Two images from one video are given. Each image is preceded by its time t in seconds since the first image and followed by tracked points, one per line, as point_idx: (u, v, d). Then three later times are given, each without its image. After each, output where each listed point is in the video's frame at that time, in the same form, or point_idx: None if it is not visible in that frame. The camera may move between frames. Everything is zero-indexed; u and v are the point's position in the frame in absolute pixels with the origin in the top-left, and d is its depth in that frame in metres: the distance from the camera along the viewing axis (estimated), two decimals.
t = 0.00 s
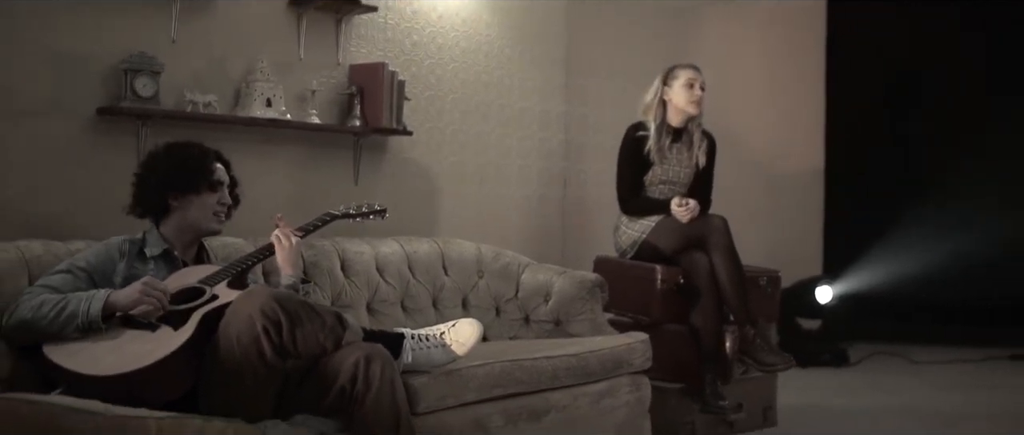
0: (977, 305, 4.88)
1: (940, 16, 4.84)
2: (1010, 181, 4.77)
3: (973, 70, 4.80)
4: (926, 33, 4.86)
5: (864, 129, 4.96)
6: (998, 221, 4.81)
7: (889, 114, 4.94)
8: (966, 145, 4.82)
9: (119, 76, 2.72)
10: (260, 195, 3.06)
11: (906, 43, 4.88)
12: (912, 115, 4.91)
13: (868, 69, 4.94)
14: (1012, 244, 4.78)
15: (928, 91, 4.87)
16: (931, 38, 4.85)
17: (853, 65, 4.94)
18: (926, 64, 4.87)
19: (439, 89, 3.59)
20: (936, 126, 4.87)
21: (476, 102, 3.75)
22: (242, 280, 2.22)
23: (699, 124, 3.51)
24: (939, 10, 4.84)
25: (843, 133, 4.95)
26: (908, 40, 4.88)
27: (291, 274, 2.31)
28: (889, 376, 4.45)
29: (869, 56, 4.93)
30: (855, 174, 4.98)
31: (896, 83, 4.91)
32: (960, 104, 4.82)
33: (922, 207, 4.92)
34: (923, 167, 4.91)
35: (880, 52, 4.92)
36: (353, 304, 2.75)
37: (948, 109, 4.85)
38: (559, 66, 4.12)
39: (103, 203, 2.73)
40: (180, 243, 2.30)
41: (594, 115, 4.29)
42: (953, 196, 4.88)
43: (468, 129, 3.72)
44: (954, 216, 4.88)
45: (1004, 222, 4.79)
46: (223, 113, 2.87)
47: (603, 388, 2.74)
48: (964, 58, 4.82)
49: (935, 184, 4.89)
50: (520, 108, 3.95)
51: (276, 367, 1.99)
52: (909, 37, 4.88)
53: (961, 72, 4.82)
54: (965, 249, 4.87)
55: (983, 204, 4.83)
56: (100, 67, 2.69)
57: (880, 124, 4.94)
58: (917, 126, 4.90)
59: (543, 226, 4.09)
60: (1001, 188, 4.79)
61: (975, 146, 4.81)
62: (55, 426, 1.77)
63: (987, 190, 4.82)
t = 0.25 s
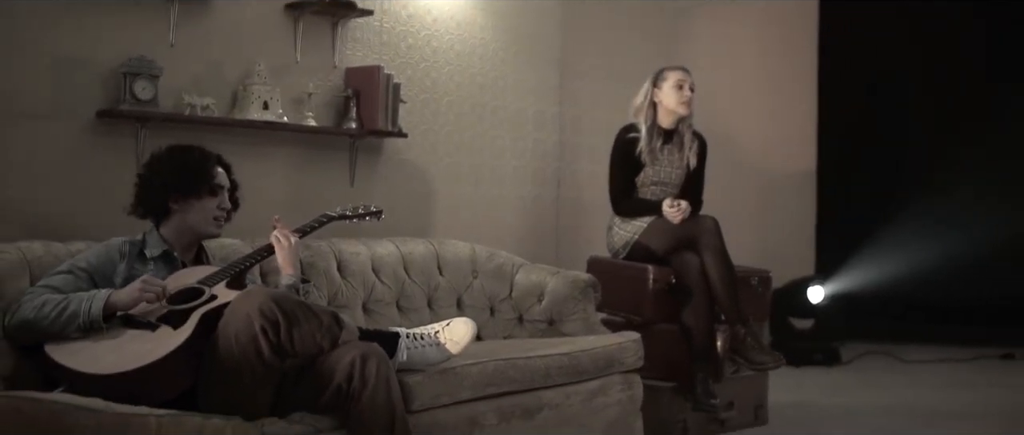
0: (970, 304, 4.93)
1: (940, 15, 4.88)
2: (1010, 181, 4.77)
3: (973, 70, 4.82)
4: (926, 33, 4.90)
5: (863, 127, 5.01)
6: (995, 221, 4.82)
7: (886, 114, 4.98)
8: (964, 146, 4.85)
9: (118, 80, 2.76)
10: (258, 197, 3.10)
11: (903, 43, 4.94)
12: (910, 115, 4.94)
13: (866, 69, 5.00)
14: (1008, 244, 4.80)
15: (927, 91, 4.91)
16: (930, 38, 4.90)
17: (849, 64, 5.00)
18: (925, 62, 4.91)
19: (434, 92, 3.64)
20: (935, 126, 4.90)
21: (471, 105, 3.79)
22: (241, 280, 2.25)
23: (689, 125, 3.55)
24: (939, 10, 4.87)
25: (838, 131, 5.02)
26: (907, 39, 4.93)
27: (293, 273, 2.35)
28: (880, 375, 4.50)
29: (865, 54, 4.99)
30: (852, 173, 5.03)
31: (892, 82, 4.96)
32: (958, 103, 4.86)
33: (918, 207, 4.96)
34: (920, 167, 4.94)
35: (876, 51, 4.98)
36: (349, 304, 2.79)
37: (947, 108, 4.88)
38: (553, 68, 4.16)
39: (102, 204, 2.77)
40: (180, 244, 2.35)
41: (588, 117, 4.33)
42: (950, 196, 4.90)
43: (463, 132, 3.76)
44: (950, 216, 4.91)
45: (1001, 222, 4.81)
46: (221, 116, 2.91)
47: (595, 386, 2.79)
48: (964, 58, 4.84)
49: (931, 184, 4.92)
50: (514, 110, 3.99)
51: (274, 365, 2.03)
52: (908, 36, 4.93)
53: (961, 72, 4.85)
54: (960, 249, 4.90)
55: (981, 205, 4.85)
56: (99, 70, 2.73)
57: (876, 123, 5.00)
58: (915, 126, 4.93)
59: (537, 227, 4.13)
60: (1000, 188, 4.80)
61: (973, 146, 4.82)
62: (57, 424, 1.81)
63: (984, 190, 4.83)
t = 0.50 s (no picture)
0: (963, 304, 5.01)
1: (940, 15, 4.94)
2: (1009, 181, 4.86)
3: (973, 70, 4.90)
4: (926, 33, 4.95)
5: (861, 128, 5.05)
6: (993, 221, 4.91)
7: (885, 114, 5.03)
8: (964, 146, 4.92)
9: (116, 82, 2.80)
10: (253, 198, 3.14)
11: (900, 43, 4.99)
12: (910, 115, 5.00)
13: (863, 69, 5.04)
14: (1005, 244, 4.89)
15: (927, 91, 4.97)
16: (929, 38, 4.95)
17: (845, 64, 5.04)
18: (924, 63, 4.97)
19: (428, 94, 3.68)
20: (933, 125, 4.97)
21: (464, 106, 3.84)
22: (236, 281, 2.30)
23: (678, 126, 3.60)
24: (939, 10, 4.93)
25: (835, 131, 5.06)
26: (906, 39, 4.98)
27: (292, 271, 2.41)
28: (870, 373, 4.56)
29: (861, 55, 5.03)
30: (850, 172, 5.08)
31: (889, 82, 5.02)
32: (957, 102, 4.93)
33: (914, 206, 5.02)
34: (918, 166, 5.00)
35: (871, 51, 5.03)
36: (343, 303, 2.84)
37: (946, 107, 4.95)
38: (544, 70, 4.21)
39: (99, 205, 2.81)
40: (178, 245, 2.39)
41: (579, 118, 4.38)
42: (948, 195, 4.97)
43: (456, 133, 3.81)
44: (947, 216, 4.98)
45: (999, 222, 4.90)
46: (217, 118, 2.95)
47: (585, 384, 2.83)
48: (964, 58, 4.91)
49: (928, 183, 4.99)
50: (507, 112, 4.04)
51: (269, 362, 2.07)
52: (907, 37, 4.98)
53: (961, 71, 4.92)
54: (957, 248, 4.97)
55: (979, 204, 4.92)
56: (97, 73, 2.77)
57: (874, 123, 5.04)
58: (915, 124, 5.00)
59: (529, 227, 4.18)
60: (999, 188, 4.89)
61: (973, 146, 4.90)
62: (56, 421, 1.86)
63: (984, 190, 4.91)
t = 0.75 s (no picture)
0: (960, 302, 5.10)
1: (940, 15, 5.00)
2: (1009, 181, 4.95)
3: (973, 70, 4.98)
4: (927, 33, 5.01)
5: (861, 124, 5.13)
6: (992, 221, 5.01)
7: (884, 113, 5.10)
8: (964, 147, 5.01)
9: (110, 83, 2.83)
10: (246, 198, 3.17)
11: (898, 43, 5.05)
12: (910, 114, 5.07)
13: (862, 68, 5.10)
14: (1003, 243, 4.99)
15: (927, 91, 5.04)
16: (930, 38, 5.01)
17: (844, 64, 5.11)
18: (923, 63, 5.03)
19: (419, 95, 3.72)
20: (933, 124, 5.05)
21: (454, 107, 3.87)
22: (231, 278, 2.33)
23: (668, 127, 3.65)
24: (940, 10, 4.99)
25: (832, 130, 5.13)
26: (905, 39, 5.04)
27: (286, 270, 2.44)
28: (857, 372, 4.61)
29: (857, 54, 5.10)
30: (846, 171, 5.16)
31: (887, 82, 5.08)
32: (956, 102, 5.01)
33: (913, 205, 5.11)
34: (917, 166, 5.08)
35: (868, 51, 5.09)
36: (335, 302, 2.87)
37: (946, 106, 5.03)
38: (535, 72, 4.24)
39: (94, 205, 2.84)
40: (173, 244, 2.41)
41: (569, 119, 4.41)
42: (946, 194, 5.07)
43: (447, 134, 3.84)
44: (945, 214, 5.08)
45: (998, 221, 4.99)
46: (211, 119, 2.98)
47: (574, 382, 2.87)
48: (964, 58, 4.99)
49: (928, 182, 5.08)
50: (497, 112, 4.08)
51: (262, 360, 2.11)
52: (907, 37, 5.04)
53: (961, 71, 5.00)
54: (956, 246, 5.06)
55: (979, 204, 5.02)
56: (91, 74, 2.79)
57: (875, 122, 5.11)
58: (914, 124, 5.07)
59: (520, 226, 4.22)
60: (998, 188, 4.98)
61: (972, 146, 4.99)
62: (54, 416, 1.89)
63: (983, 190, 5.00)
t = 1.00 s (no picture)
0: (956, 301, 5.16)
1: (940, 15, 5.08)
2: (1009, 180, 5.03)
3: (973, 70, 5.06)
4: (927, 33, 5.09)
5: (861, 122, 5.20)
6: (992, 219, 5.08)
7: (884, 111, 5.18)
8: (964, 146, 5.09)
9: (102, 84, 2.86)
10: (236, 198, 3.20)
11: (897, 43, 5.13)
12: (910, 114, 5.15)
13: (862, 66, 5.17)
14: (1002, 243, 5.06)
15: (927, 91, 5.12)
16: (930, 38, 5.09)
17: (844, 64, 5.17)
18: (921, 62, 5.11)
19: (408, 95, 3.75)
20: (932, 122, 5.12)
21: (443, 108, 3.90)
22: (222, 278, 2.35)
23: (656, 127, 3.68)
24: (940, 10, 5.07)
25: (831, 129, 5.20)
26: (904, 38, 5.12)
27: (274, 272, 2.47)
28: (843, 369, 4.66)
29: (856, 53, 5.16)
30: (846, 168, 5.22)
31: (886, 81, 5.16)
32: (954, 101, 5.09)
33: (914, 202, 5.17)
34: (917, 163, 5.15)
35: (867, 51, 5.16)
36: (325, 301, 2.91)
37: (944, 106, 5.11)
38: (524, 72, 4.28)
39: (86, 205, 2.86)
40: (162, 244, 2.44)
41: (557, 119, 4.45)
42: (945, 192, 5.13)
43: (436, 135, 3.88)
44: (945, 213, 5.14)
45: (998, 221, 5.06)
46: (202, 120, 3.01)
47: (561, 380, 2.91)
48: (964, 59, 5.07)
49: (927, 180, 5.15)
50: (486, 113, 4.12)
51: (252, 358, 2.14)
52: (906, 36, 5.12)
53: (961, 72, 5.08)
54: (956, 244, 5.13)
55: (978, 203, 5.09)
56: (83, 75, 2.82)
57: (876, 120, 5.18)
58: (913, 122, 5.15)
59: (509, 225, 4.26)
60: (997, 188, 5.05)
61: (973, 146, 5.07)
62: (51, 416, 1.92)
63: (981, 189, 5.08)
